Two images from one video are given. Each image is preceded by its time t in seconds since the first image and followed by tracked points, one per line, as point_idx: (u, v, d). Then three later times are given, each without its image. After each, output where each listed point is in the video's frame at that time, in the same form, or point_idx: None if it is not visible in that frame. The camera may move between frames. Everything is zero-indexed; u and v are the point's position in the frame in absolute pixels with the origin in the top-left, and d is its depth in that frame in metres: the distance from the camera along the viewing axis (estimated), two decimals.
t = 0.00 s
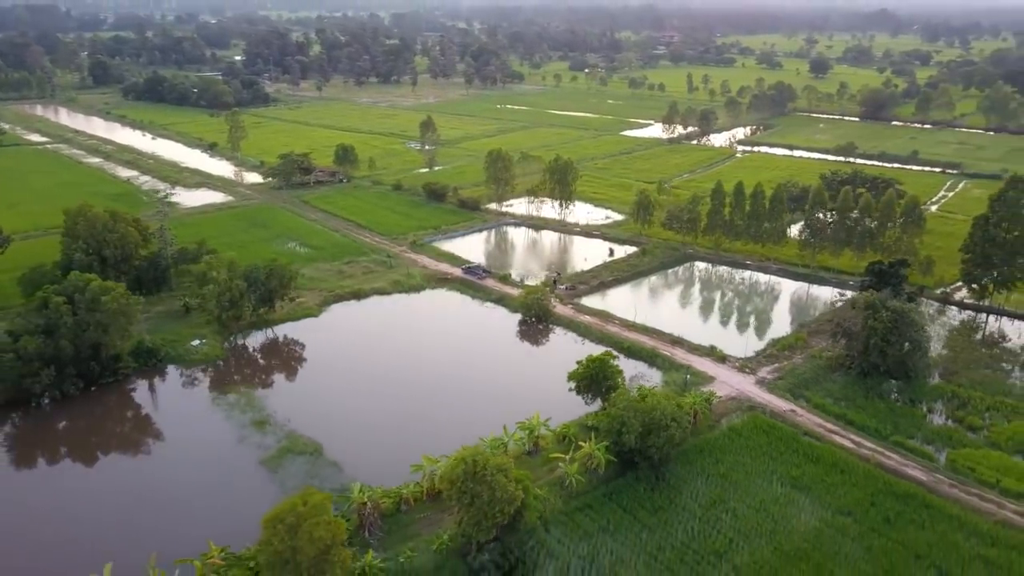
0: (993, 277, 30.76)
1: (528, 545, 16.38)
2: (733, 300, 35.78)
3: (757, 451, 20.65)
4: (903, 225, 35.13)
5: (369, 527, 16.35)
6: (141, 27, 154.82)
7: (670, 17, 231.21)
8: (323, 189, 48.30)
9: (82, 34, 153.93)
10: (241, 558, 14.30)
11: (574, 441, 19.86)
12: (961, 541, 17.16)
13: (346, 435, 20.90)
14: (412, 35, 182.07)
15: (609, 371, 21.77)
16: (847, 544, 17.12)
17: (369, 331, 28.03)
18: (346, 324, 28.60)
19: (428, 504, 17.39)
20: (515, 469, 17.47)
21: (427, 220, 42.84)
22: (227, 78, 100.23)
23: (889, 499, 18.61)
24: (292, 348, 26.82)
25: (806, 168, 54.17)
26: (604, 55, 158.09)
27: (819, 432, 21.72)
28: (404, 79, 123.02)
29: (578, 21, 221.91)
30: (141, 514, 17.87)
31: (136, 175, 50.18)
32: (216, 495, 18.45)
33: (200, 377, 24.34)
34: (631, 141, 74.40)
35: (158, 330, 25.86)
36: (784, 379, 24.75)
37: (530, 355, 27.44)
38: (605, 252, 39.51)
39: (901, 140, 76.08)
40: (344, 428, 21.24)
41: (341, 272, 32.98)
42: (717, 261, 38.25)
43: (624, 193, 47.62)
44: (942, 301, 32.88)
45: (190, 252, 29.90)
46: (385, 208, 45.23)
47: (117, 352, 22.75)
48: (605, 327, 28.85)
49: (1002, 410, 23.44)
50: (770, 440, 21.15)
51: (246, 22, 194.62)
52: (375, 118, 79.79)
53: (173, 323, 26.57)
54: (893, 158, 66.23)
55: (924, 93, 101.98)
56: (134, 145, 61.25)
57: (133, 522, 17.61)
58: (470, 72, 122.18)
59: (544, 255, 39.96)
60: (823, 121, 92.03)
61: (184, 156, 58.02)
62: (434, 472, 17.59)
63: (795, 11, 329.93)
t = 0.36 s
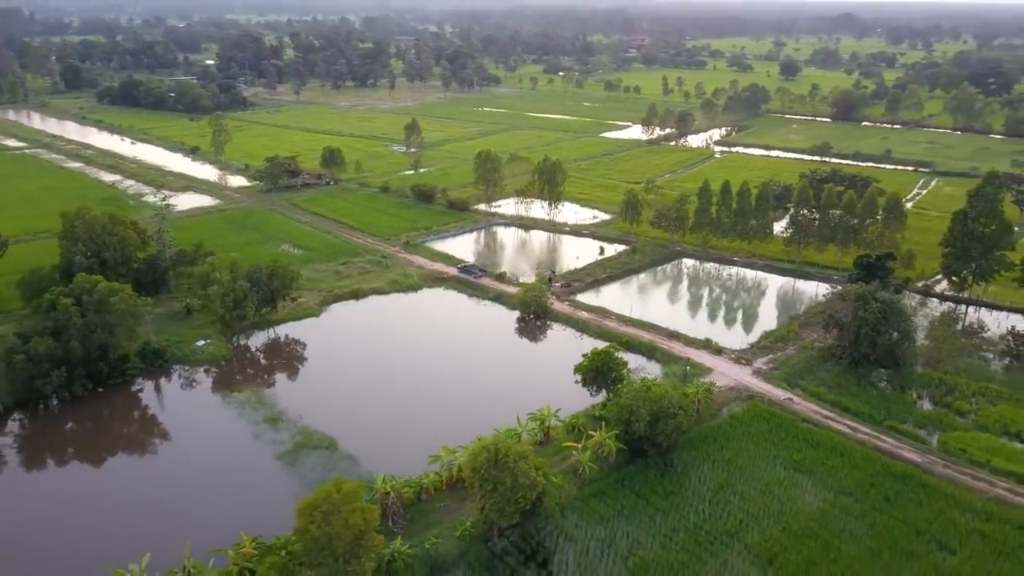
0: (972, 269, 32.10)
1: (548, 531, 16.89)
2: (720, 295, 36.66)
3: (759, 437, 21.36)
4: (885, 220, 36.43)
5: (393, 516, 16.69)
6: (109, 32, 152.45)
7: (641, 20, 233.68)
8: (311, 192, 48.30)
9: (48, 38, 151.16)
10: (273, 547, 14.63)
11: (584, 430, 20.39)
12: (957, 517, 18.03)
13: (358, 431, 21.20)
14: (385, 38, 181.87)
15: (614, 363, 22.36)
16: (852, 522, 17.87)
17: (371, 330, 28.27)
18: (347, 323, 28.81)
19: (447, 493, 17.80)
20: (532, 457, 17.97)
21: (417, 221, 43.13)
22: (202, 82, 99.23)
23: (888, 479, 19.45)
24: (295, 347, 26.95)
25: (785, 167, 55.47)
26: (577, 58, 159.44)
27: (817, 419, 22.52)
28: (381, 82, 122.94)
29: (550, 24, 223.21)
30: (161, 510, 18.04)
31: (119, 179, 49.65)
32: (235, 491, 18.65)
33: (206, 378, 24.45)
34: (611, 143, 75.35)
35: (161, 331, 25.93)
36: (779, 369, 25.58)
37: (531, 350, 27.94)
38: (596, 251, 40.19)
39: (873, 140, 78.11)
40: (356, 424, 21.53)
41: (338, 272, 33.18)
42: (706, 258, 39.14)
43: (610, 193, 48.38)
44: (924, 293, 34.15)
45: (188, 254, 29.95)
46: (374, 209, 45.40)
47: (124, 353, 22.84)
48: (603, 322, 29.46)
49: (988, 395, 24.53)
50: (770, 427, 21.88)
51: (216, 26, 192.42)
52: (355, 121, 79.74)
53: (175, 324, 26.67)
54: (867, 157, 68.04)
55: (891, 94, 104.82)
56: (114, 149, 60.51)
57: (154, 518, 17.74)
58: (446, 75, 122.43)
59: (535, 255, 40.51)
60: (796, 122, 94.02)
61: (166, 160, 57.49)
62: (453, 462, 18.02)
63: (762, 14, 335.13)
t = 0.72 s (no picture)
0: (957, 264, 33.30)
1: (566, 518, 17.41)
2: (712, 293, 37.35)
3: (761, 426, 22.02)
4: (871, 218, 37.48)
5: (415, 506, 17.08)
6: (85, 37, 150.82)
7: (618, 24, 235.80)
8: (304, 195, 48.35)
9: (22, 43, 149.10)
10: (302, 536, 15.06)
11: (594, 423, 20.91)
12: (955, 499, 18.80)
13: (372, 426, 21.54)
14: (364, 42, 181.69)
15: (620, 357, 22.93)
16: (856, 505, 18.54)
17: (374, 329, 28.55)
18: (350, 323, 29.07)
19: (466, 483, 18.22)
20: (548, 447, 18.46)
21: (412, 223, 43.43)
22: (184, 86, 98.53)
23: (888, 465, 20.19)
24: (299, 347, 27.12)
25: (770, 167, 56.55)
26: (557, 62, 160.49)
27: (816, 408, 23.25)
28: (363, 86, 122.83)
29: (529, 28, 224.43)
30: (185, 507, 18.31)
31: (108, 184, 49.36)
32: (254, 487, 18.94)
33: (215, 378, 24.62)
34: (596, 145, 76.13)
35: (168, 332, 26.10)
36: (776, 362, 26.31)
37: (534, 347, 28.41)
38: (589, 251, 40.76)
39: (851, 141, 79.73)
40: (369, 420, 21.88)
41: (338, 273, 33.39)
42: (697, 256, 39.90)
43: (601, 194, 49.04)
44: (910, 288, 35.24)
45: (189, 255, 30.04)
46: (368, 212, 45.61)
47: (135, 354, 23.04)
48: (603, 319, 30.04)
49: (977, 383, 25.50)
50: (772, 417, 22.54)
51: (191, 30, 191.07)
52: (341, 125, 79.75)
53: (180, 325, 26.88)
54: (847, 158, 69.48)
55: (866, 97, 107.09)
56: (100, 154, 60.02)
57: (176, 516, 17.95)
58: (429, 78, 122.72)
59: (529, 255, 40.97)
60: (776, 124, 95.61)
61: (153, 165, 57.17)
62: (470, 453, 18.44)
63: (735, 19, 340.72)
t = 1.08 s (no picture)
0: (942, 259, 34.53)
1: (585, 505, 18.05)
2: (705, 290, 38.20)
3: (766, 415, 22.80)
4: (859, 218, 38.47)
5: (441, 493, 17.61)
6: (60, 43, 148.96)
7: (596, 29, 237.74)
8: (298, 198, 48.56)
9: None
10: (336, 523, 15.57)
11: (607, 414, 21.54)
12: (955, 480, 19.67)
13: (389, 420, 21.99)
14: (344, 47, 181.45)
15: (629, 350, 23.56)
16: (861, 487, 19.33)
17: (382, 327, 28.96)
18: (357, 322, 29.47)
19: (488, 473, 18.78)
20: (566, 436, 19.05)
21: (408, 225, 43.85)
22: (166, 91, 97.83)
23: (889, 449, 21.05)
24: (309, 346, 27.42)
25: (755, 169, 57.73)
26: (537, 66, 161.55)
27: (816, 398, 24.13)
28: (346, 91, 122.75)
29: (508, 33, 225.44)
30: (211, 502, 18.67)
31: (100, 189, 49.12)
32: (278, 481, 19.33)
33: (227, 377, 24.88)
34: (583, 148, 76.96)
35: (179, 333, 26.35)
36: (775, 355, 27.18)
37: (540, 344, 28.95)
38: (585, 251, 41.48)
39: (831, 143, 81.46)
40: (386, 414, 22.32)
41: (341, 273, 33.69)
42: (690, 255, 40.77)
43: (593, 195, 49.83)
44: (898, 283, 36.42)
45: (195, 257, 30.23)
46: (364, 214, 45.94)
47: (150, 354, 23.31)
48: (605, 316, 30.69)
49: (967, 372, 26.56)
50: (775, 406, 23.33)
51: (167, 35, 189.36)
52: (328, 129, 79.80)
53: (190, 326, 27.11)
54: (828, 159, 71.01)
55: (843, 100, 109.31)
56: (88, 159, 59.64)
57: (205, 512, 18.31)
58: (412, 83, 123.04)
59: (525, 256, 41.54)
60: (757, 126, 97.30)
61: (143, 169, 56.95)
62: (490, 443, 18.99)
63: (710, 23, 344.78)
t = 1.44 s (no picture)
0: (929, 256, 35.63)
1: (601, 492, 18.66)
2: (699, 288, 38.97)
3: (769, 405, 23.53)
4: (849, 215, 39.20)
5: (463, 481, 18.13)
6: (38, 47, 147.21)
7: (577, 34, 239.25)
8: (294, 201, 48.74)
9: None
10: (365, 512, 15.98)
11: (617, 405, 22.16)
12: (952, 464, 20.48)
13: (404, 415, 22.45)
14: (326, 51, 181.11)
15: (636, 343, 24.17)
16: (865, 472, 20.08)
17: (389, 326, 29.42)
18: (363, 321, 29.85)
19: (505, 463, 19.33)
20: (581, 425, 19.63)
21: (405, 226, 44.22)
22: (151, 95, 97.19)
23: (888, 436, 21.85)
24: (317, 344, 27.77)
25: (743, 170, 58.75)
26: (521, 70, 162.39)
27: (816, 389, 24.94)
28: (332, 95, 122.60)
29: (491, 37, 226.18)
30: (234, 496, 19.03)
31: (94, 193, 48.92)
32: (299, 474, 19.74)
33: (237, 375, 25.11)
34: (571, 150, 77.72)
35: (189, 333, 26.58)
36: (774, 349, 27.99)
37: (543, 339, 29.50)
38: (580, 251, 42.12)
39: (814, 144, 82.98)
40: (399, 409, 22.78)
41: (345, 274, 34.02)
42: (684, 254, 41.55)
43: (586, 196, 50.53)
44: (887, 279, 37.47)
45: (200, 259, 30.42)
46: (360, 216, 46.23)
47: (164, 353, 23.58)
48: (606, 313, 31.28)
49: (958, 363, 27.52)
50: (777, 397, 24.07)
51: (146, 39, 187.85)
52: (316, 132, 79.82)
53: (200, 326, 27.36)
54: (812, 161, 72.35)
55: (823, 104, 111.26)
56: (78, 163, 59.29)
57: (230, 506, 18.66)
58: (398, 87, 123.26)
59: (521, 256, 42.10)
60: (741, 129, 98.74)
61: (135, 173, 56.77)
62: (507, 435, 19.58)
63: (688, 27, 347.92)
